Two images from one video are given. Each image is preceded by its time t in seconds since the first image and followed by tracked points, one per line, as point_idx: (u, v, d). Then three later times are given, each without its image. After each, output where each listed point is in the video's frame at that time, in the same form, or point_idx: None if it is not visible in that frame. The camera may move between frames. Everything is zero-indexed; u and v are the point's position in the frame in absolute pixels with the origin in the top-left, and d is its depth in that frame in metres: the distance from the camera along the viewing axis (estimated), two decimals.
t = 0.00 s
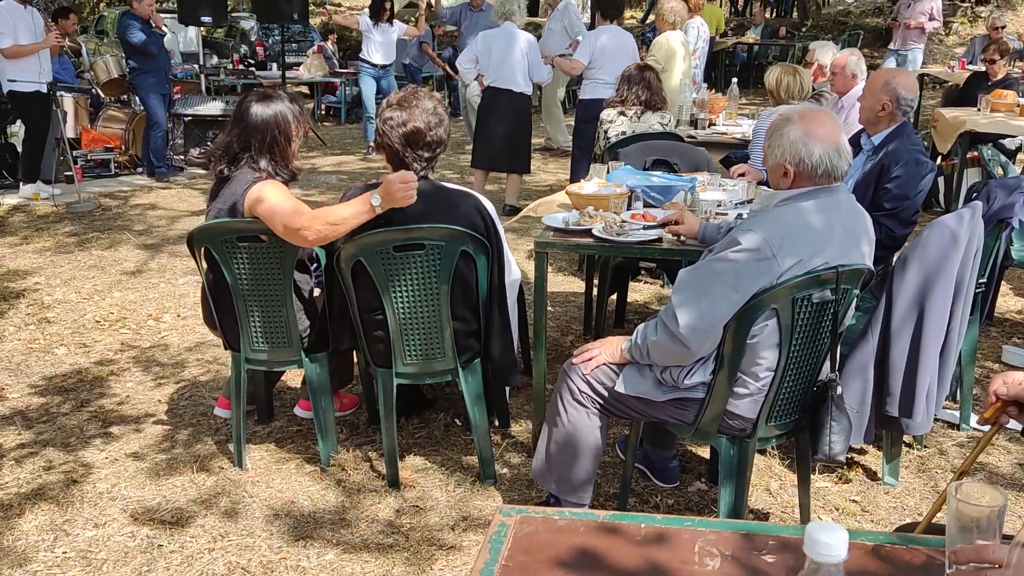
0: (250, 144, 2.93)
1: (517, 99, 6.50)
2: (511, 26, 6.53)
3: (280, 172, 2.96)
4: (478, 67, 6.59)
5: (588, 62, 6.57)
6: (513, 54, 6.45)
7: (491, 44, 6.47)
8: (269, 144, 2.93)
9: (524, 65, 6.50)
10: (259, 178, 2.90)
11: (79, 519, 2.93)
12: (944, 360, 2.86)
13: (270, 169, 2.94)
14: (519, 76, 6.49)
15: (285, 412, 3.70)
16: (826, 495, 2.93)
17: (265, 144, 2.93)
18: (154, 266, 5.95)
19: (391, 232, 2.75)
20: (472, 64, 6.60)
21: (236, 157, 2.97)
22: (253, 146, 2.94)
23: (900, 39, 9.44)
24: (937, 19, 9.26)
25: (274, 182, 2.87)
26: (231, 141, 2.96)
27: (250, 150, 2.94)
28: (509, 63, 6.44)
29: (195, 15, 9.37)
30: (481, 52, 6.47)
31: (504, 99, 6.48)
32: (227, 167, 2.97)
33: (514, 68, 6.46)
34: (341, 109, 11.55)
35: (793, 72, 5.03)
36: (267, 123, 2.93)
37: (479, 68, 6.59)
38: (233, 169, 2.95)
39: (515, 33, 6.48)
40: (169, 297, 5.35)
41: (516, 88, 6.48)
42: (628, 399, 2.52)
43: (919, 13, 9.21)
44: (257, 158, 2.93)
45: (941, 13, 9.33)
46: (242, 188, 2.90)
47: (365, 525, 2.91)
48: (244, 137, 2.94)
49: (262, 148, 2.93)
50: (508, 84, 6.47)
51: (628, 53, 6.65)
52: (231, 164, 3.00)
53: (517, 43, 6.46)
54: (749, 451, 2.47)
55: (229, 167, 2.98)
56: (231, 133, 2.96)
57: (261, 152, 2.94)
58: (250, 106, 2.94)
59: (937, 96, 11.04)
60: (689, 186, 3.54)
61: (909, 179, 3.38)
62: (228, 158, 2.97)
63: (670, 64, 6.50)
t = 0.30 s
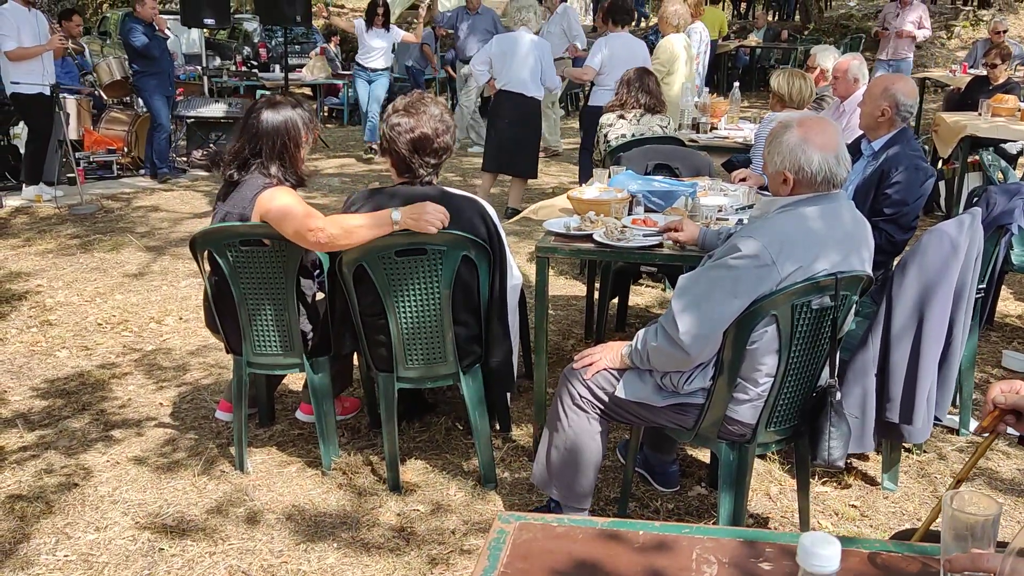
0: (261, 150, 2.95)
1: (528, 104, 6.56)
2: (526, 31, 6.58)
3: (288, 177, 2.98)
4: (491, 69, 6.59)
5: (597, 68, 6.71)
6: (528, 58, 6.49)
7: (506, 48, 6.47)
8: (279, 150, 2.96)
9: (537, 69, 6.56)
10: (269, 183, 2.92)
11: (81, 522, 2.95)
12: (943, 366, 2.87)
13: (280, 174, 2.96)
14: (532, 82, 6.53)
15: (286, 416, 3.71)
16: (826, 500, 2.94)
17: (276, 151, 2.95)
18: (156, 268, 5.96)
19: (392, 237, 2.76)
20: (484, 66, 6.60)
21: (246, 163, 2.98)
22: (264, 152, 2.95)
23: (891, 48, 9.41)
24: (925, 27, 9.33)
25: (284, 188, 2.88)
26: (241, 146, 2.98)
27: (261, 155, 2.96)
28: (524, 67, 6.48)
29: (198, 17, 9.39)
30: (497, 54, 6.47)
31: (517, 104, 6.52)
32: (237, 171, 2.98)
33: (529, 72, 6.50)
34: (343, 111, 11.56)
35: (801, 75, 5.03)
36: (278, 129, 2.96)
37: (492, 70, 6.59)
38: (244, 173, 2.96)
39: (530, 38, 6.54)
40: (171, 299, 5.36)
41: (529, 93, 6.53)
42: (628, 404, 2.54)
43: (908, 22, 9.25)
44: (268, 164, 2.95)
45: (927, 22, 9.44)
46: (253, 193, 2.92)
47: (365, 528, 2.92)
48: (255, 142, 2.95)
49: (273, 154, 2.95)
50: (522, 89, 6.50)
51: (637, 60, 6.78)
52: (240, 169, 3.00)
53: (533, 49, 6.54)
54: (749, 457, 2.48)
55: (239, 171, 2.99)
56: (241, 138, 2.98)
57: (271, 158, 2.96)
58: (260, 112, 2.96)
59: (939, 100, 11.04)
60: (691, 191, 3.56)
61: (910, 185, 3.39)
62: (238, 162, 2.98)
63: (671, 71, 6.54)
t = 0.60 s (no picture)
0: (269, 148, 2.96)
1: (538, 105, 6.54)
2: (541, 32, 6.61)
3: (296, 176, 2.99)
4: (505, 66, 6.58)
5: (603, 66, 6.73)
6: (541, 57, 6.49)
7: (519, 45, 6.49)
8: (288, 148, 2.96)
9: (549, 70, 6.57)
10: (278, 182, 2.92)
11: (86, 519, 2.96)
12: (948, 367, 2.87)
13: (288, 173, 2.97)
14: (544, 82, 6.52)
15: (290, 414, 3.72)
16: (829, 500, 2.94)
17: (286, 150, 2.96)
18: (160, 267, 5.97)
19: (396, 236, 2.77)
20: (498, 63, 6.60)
21: (254, 161, 2.98)
22: (273, 151, 2.96)
23: (883, 46, 9.39)
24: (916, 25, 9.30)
25: (291, 187, 2.88)
26: (250, 145, 2.98)
27: (270, 154, 2.96)
28: (536, 66, 6.47)
29: (202, 15, 9.41)
30: (512, 51, 6.47)
31: (526, 103, 6.51)
32: (245, 170, 2.98)
33: (541, 71, 6.50)
34: (346, 110, 11.57)
35: (807, 74, 5.03)
36: (287, 128, 2.97)
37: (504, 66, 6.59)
38: (252, 172, 2.96)
39: (544, 40, 6.57)
40: (175, 298, 5.37)
41: (539, 92, 6.51)
42: (632, 404, 2.54)
43: (901, 18, 9.22)
44: (277, 163, 2.96)
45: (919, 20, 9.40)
46: (260, 192, 2.91)
47: (369, 527, 2.92)
48: (264, 141, 2.96)
49: (282, 153, 2.96)
50: (533, 88, 6.49)
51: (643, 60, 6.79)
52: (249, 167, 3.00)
53: (547, 51, 6.57)
54: (752, 457, 2.48)
55: (247, 170, 2.99)
56: (250, 137, 2.99)
57: (280, 156, 2.96)
58: (269, 111, 2.97)
59: (942, 100, 11.04)
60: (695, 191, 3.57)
61: (914, 185, 3.39)
62: (247, 161, 2.98)
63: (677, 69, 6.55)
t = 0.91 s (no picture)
0: (267, 147, 2.97)
1: (547, 104, 6.56)
2: (546, 31, 6.59)
3: (296, 175, 3.00)
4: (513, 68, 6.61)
5: (601, 64, 6.76)
6: (547, 56, 6.49)
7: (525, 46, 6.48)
8: (286, 147, 2.97)
9: (556, 67, 6.55)
10: (277, 182, 2.94)
11: (91, 516, 2.97)
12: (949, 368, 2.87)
13: (286, 173, 2.98)
14: (551, 80, 6.52)
15: (293, 412, 3.73)
16: (830, 500, 2.96)
17: (283, 149, 2.97)
18: (163, 264, 5.98)
19: (400, 235, 2.77)
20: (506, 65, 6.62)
21: (252, 162, 3.00)
22: (271, 150, 2.97)
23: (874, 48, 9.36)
24: (910, 30, 9.25)
25: (292, 186, 2.90)
26: (248, 145, 3.00)
27: (268, 153, 2.97)
28: (542, 65, 6.48)
29: (204, 13, 9.42)
30: (517, 52, 6.49)
31: (536, 103, 6.53)
32: (245, 170, 3.00)
33: (548, 70, 6.50)
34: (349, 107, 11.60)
35: (808, 74, 5.03)
36: (286, 128, 2.97)
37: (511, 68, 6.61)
38: (250, 172, 2.98)
39: (548, 38, 6.56)
40: (178, 295, 5.38)
41: (548, 92, 6.51)
42: (634, 404, 2.55)
43: (893, 21, 9.21)
44: (275, 162, 2.97)
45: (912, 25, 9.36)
46: (260, 191, 2.94)
47: (371, 524, 2.94)
48: (263, 141, 2.97)
49: (279, 152, 2.97)
50: (540, 88, 6.50)
51: (639, 59, 6.80)
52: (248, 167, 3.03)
53: (552, 49, 6.54)
54: (753, 456, 2.49)
55: (247, 170, 3.01)
56: (248, 137, 3.00)
57: (278, 156, 2.98)
58: (268, 110, 2.98)
59: (944, 100, 11.04)
60: (697, 191, 3.57)
61: (916, 185, 3.39)
62: (246, 161, 3.00)
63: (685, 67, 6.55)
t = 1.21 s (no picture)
0: (262, 142, 2.97)
1: (552, 96, 6.59)
2: (548, 23, 6.50)
3: (292, 170, 3.00)
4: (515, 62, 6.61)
5: (597, 61, 6.76)
6: (549, 50, 6.46)
7: (529, 41, 6.43)
8: (281, 142, 2.97)
9: (560, 60, 6.54)
10: (272, 178, 2.94)
11: (90, 509, 2.98)
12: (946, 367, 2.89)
13: (280, 168, 2.98)
14: (557, 72, 6.54)
15: (292, 407, 3.74)
16: (826, 496, 2.97)
17: (278, 144, 2.97)
18: (162, 258, 5.99)
19: (399, 231, 2.78)
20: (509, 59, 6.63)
21: (247, 158, 3.00)
22: (266, 145, 2.97)
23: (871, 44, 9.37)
24: (906, 24, 9.25)
25: (291, 181, 2.90)
26: (244, 140, 3.00)
27: (262, 148, 2.97)
28: (545, 59, 6.47)
29: (203, 7, 9.40)
30: (519, 47, 6.46)
31: (542, 96, 6.57)
32: (241, 166, 3.00)
33: (551, 64, 6.49)
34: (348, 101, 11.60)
35: (805, 72, 5.03)
36: (281, 123, 2.97)
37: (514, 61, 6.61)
38: (245, 168, 2.98)
39: (550, 30, 6.47)
40: (176, 289, 5.39)
41: (553, 84, 6.54)
42: (631, 400, 2.56)
43: (889, 15, 9.20)
44: (269, 157, 2.97)
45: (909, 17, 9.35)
46: (257, 187, 2.94)
47: (369, 519, 2.95)
48: (258, 136, 2.97)
49: (273, 147, 2.97)
50: (546, 81, 6.52)
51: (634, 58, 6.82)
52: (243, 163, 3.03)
53: (555, 43, 6.48)
54: (750, 453, 2.51)
55: (242, 166, 3.01)
56: (243, 133, 3.00)
57: (272, 152, 2.97)
58: (263, 105, 2.98)
59: (943, 97, 11.05)
60: (695, 188, 3.58)
61: (914, 183, 3.41)
62: (242, 156, 3.00)
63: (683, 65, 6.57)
